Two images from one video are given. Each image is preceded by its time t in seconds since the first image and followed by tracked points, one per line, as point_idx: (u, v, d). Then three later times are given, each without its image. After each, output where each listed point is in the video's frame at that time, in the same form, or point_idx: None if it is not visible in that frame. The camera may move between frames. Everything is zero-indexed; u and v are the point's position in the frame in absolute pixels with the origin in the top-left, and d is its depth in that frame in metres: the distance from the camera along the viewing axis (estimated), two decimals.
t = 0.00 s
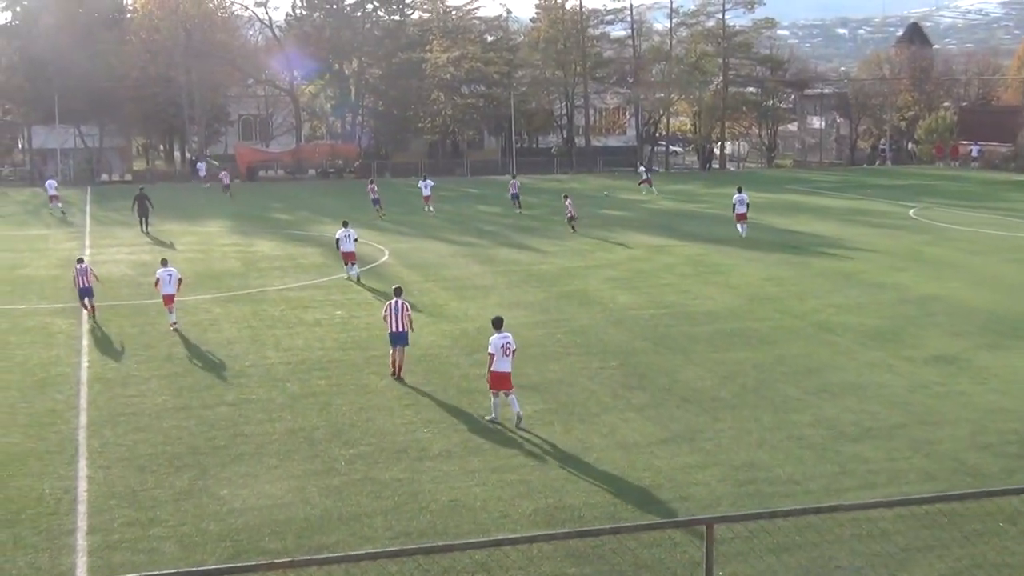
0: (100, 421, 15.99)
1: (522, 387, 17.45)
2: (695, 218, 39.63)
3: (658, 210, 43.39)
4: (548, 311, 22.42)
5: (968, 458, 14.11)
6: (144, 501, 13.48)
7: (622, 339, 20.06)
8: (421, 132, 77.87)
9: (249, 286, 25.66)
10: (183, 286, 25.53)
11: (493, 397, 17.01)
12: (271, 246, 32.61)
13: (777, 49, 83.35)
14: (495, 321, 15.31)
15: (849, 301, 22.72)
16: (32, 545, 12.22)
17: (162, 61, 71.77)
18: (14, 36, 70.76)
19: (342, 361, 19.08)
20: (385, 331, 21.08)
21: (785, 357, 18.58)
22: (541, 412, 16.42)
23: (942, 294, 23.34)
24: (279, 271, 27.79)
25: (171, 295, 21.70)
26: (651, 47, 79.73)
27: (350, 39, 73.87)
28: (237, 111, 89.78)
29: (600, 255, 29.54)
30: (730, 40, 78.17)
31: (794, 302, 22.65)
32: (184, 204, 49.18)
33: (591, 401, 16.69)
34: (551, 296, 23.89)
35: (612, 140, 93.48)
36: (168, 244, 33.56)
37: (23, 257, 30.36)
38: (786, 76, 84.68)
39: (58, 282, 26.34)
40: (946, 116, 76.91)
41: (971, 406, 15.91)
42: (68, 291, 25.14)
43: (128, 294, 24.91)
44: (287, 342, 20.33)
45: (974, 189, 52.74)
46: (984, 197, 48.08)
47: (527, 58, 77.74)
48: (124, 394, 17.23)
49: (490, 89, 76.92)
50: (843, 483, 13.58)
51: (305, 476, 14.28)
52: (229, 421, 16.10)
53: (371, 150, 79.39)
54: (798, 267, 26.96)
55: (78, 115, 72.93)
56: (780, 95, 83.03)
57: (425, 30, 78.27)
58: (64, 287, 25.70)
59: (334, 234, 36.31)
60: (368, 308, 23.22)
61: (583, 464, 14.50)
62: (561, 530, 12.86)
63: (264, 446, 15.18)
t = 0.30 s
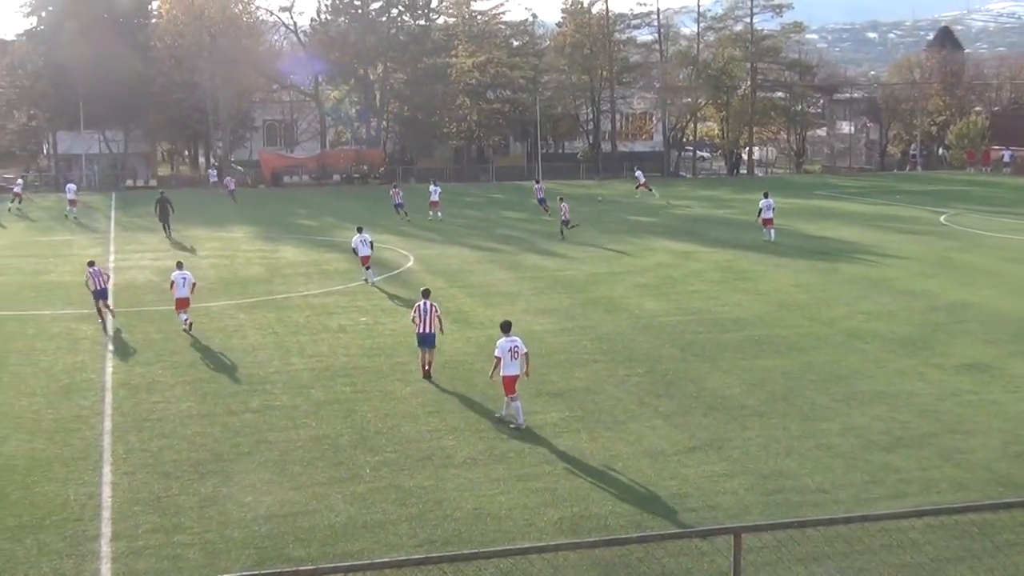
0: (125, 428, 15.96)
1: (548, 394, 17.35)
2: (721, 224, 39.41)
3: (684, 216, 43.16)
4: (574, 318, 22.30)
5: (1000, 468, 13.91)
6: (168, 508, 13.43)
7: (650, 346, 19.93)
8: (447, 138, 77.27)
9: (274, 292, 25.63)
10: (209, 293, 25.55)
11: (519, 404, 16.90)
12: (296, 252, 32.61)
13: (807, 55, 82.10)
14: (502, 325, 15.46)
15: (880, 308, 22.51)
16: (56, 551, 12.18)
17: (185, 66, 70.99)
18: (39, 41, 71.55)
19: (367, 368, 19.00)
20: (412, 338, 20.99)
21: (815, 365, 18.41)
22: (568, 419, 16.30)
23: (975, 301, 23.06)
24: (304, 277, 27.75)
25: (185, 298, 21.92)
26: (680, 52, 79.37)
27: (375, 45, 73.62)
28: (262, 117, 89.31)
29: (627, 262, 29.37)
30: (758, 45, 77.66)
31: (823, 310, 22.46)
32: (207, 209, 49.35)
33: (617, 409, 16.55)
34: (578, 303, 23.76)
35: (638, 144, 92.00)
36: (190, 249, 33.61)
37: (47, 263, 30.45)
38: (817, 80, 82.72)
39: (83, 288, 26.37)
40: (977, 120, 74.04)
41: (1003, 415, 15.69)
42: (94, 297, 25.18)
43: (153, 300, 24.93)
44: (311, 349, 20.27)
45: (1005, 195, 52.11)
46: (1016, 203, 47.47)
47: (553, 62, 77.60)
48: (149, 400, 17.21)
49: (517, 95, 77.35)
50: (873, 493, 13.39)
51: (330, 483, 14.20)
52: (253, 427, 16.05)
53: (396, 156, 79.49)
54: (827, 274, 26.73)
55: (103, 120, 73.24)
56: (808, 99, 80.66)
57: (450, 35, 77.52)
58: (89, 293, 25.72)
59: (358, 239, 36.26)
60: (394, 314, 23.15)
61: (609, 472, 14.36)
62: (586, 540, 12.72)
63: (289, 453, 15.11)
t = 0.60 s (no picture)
0: (156, 433, 16.03)
1: (577, 401, 17.33)
2: (749, 231, 39.28)
3: (712, 222, 43.05)
4: (604, 325, 22.26)
5: None
6: (199, 513, 13.47)
7: (680, 353, 19.88)
8: (476, 144, 77.99)
9: (303, 298, 25.72)
10: (239, 299, 25.66)
11: (548, 410, 16.88)
12: (325, 258, 32.73)
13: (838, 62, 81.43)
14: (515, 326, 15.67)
15: (911, 316, 22.38)
16: (87, 556, 12.24)
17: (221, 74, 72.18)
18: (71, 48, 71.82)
19: (397, 374, 19.01)
20: (442, 345, 21.01)
21: (846, 372, 18.32)
22: (598, 426, 16.27)
23: (1008, 309, 22.89)
24: (333, 283, 27.83)
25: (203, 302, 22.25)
26: (710, 59, 79.51)
27: (405, 51, 73.26)
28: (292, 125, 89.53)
29: (656, 268, 29.31)
30: (791, 51, 78.18)
31: (854, 317, 22.35)
32: (235, 215, 49.63)
33: (647, 416, 16.51)
34: (607, 309, 23.72)
35: (668, 151, 91.57)
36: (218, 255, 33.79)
37: (80, 269, 30.70)
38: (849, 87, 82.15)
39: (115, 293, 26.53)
40: (1010, 127, 74.20)
41: None
42: (126, 303, 25.33)
43: (184, 305, 25.06)
44: (341, 355, 20.30)
45: None
46: None
47: (584, 69, 77.19)
48: (180, 406, 17.28)
49: (546, 101, 77.48)
50: (904, 501, 13.29)
51: (360, 489, 14.22)
52: (283, 433, 16.09)
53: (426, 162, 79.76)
54: (858, 281, 26.60)
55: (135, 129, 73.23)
56: (840, 106, 80.09)
57: (480, 41, 77.25)
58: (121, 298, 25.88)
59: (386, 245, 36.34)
60: (423, 321, 23.18)
61: (639, 479, 14.31)
62: (617, 547, 12.67)
63: (318, 459, 15.15)
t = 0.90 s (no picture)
0: (195, 437, 16.14)
1: (614, 407, 17.31)
2: (786, 236, 39.13)
3: (749, 228, 42.93)
4: (641, 330, 22.23)
5: None
6: (237, 517, 13.54)
7: (717, 359, 19.84)
8: (513, 150, 77.81)
9: (341, 303, 25.84)
10: (277, 303, 25.83)
11: (586, 416, 16.87)
12: (361, 263, 32.89)
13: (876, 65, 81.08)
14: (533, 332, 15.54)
15: (951, 322, 22.22)
16: (126, 559, 12.32)
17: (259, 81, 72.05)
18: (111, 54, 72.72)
19: (435, 379, 19.06)
20: (481, 350, 21.04)
21: (885, 378, 18.22)
22: (635, 432, 16.24)
23: None
24: (370, 288, 27.95)
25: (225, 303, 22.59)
26: (748, 63, 79.04)
27: (442, 57, 74.38)
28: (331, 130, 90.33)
29: (692, 273, 29.26)
30: (828, 56, 78.48)
31: (893, 323, 22.21)
32: (271, 220, 50.03)
33: (684, 422, 16.47)
34: (645, 315, 23.70)
35: (706, 157, 91.96)
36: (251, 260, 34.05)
37: (120, 273, 31.01)
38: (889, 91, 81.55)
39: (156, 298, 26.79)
40: None
41: None
42: (166, 307, 25.56)
43: (224, 310, 25.24)
44: (379, 360, 20.36)
45: None
46: None
47: (621, 74, 77.84)
48: (218, 410, 17.39)
49: (583, 106, 77.25)
50: (944, 509, 13.18)
51: (397, 494, 14.26)
52: (321, 438, 16.15)
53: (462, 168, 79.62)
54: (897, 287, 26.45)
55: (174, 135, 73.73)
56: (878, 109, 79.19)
57: (517, 47, 78.23)
58: (161, 303, 26.11)
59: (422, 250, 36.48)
60: (460, 326, 23.24)
61: (677, 486, 14.24)
62: (654, 554, 12.62)
63: (356, 463, 15.20)
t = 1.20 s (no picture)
0: (238, 440, 16.25)
1: (656, 412, 17.27)
2: (827, 241, 38.83)
3: (790, 233, 42.64)
4: (683, 336, 22.17)
5: None
6: (279, 520, 13.61)
7: (759, 364, 19.75)
8: (554, 155, 77.42)
9: (382, 307, 25.93)
10: (318, 308, 25.97)
11: (628, 421, 16.84)
12: (402, 268, 33.00)
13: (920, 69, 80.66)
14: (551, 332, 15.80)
15: (996, 328, 21.98)
16: (170, 561, 12.41)
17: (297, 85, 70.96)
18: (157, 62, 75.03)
19: (477, 384, 19.08)
20: (523, 355, 21.05)
21: (930, 385, 18.06)
22: (676, 438, 16.20)
23: None
24: (412, 293, 28.04)
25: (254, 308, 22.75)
26: (790, 67, 79.31)
27: (484, 62, 73.59)
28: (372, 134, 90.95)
29: (732, 279, 29.14)
30: (872, 59, 77.47)
31: (938, 329, 22.00)
32: (310, 225, 50.31)
33: (726, 428, 16.40)
34: (686, 320, 23.61)
35: (748, 161, 91.57)
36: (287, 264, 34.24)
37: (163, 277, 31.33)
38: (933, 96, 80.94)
39: (198, 302, 27.03)
40: None
41: None
42: (209, 311, 25.77)
43: (266, 314, 25.41)
44: (420, 364, 20.42)
45: None
46: None
47: (662, 79, 77.74)
48: (260, 413, 17.50)
49: (624, 111, 77.70)
50: (988, 517, 13.04)
51: (438, 498, 14.29)
52: (362, 441, 16.21)
53: (504, 173, 79.80)
54: (942, 292, 26.19)
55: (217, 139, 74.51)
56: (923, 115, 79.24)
57: (558, 52, 79.78)
58: (204, 307, 26.33)
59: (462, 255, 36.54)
60: (503, 330, 23.25)
61: (719, 492, 14.16)
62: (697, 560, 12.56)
63: (397, 467, 15.26)
